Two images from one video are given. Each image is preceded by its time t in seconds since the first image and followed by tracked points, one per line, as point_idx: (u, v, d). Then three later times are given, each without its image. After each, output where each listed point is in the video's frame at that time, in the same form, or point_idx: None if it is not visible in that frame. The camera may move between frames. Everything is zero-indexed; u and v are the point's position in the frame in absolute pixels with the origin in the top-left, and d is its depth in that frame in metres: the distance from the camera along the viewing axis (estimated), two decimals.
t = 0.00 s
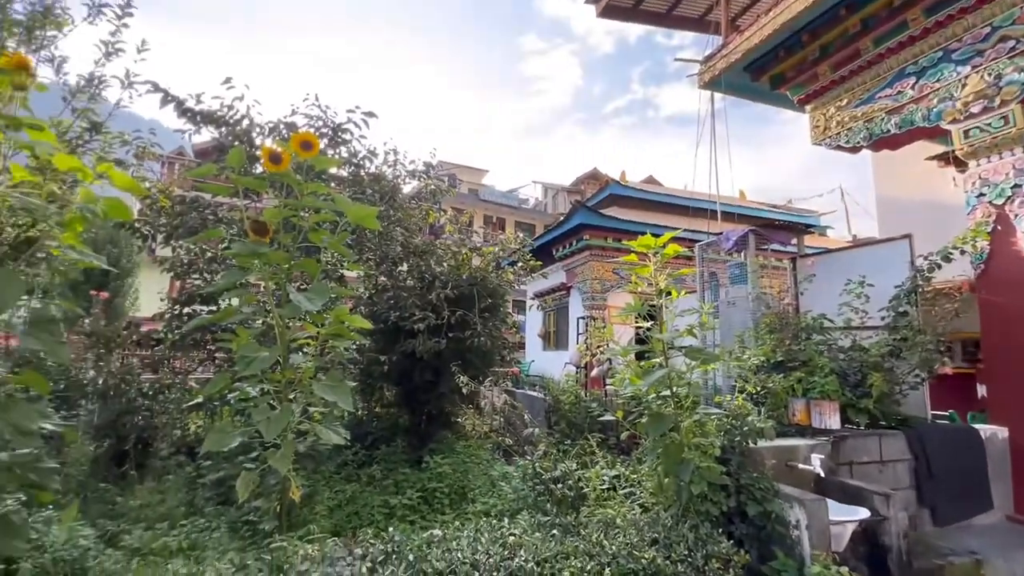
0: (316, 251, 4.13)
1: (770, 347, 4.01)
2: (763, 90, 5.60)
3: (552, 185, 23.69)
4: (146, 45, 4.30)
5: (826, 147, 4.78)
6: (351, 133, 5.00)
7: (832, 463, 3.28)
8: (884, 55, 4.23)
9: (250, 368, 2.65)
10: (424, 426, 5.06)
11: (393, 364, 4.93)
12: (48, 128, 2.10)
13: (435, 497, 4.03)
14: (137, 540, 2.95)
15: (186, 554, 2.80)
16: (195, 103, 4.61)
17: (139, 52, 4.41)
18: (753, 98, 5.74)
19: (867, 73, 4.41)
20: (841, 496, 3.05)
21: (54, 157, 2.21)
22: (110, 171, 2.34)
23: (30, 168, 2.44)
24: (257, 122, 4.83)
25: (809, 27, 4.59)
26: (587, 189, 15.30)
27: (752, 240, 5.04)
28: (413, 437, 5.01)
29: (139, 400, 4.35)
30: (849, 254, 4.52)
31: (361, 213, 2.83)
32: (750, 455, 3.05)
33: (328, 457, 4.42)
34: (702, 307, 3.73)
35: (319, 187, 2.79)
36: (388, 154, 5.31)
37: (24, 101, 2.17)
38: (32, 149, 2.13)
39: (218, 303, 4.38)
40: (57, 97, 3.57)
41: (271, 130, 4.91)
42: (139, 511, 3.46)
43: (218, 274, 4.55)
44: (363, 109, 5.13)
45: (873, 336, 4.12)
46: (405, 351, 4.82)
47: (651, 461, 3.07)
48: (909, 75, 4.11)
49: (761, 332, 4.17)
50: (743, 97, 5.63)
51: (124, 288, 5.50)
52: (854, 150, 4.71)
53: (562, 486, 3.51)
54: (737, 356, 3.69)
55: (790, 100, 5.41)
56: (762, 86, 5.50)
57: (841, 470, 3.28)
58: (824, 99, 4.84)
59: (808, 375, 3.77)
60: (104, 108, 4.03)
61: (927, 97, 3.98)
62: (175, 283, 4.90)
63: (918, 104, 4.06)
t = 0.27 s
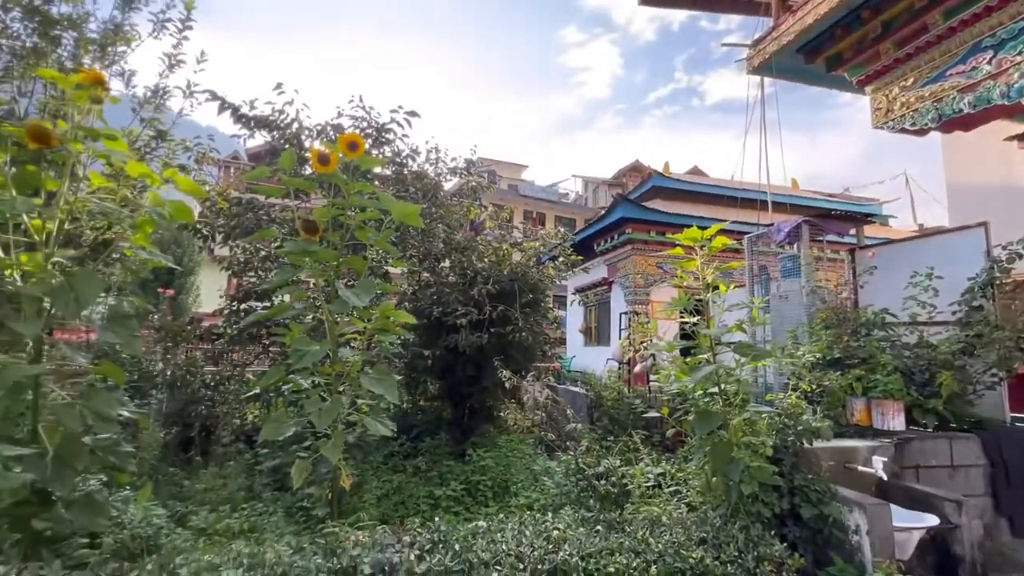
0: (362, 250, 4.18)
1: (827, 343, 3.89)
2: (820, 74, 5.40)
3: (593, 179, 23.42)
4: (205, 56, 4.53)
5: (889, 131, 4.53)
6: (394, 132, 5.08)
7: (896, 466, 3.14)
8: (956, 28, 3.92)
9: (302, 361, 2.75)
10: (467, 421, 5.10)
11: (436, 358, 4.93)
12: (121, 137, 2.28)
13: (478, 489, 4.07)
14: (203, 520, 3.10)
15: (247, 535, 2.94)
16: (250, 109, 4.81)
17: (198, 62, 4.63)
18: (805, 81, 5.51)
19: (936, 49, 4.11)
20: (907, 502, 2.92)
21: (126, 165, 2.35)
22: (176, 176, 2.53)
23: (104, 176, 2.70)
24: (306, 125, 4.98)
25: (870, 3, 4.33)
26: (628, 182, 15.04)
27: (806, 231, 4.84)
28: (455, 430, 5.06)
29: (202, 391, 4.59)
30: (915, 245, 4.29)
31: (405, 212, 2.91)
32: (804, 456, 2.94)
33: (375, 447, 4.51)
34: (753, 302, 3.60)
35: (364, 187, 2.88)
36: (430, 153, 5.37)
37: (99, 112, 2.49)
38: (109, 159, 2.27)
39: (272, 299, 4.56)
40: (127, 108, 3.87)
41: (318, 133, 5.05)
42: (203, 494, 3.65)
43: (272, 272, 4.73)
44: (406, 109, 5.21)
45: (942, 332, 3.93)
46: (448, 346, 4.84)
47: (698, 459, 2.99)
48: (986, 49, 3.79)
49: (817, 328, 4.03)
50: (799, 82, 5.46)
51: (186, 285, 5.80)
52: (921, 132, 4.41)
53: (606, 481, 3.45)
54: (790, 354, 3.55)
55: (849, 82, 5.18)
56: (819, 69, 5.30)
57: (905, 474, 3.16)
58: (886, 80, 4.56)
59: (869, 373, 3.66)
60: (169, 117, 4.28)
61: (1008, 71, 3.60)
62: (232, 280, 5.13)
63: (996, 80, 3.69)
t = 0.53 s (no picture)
0: (405, 246, 4.16)
1: (891, 340, 3.72)
2: (880, 52, 5.16)
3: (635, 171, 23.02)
4: (258, 63, 4.71)
5: (960, 111, 4.15)
6: (435, 131, 5.13)
7: (971, 470, 3.09)
8: None
9: (351, 355, 2.84)
10: (509, 415, 5.10)
11: (479, 354, 4.89)
12: (185, 145, 2.44)
13: (521, 483, 4.06)
14: (262, 506, 3.24)
15: (303, 521, 3.05)
16: (299, 113, 4.98)
17: (252, 70, 4.82)
18: (863, 60, 5.27)
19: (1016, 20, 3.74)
20: (981, 506, 2.87)
21: (189, 171, 2.50)
22: (233, 180, 2.68)
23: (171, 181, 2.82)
24: (352, 127, 5.09)
25: None
26: (671, 174, 14.71)
27: (866, 221, 4.65)
28: (499, 425, 5.04)
29: (259, 383, 4.79)
30: (990, 234, 4.04)
31: (446, 208, 3.06)
32: (867, 457, 2.82)
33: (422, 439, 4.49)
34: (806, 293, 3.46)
35: (409, 185, 2.99)
36: (471, 150, 5.40)
37: (166, 123, 2.71)
38: (173, 164, 2.43)
39: (322, 296, 4.70)
40: (188, 117, 4.19)
41: (363, 134, 5.15)
42: (261, 481, 3.81)
43: (321, 269, 4.87)
44: (447, 107, 5.24)
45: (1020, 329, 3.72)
46: (490, 342, 4.82)
47: (747, 458, 2.86)
48: None
49: (880, 323, 3.88)
50: (856, 62, 5.21)
51: (242, 283, 6.06)
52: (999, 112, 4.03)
53: (652, 479, 3.46)
54: (850, 348, 3.37)
55: (914, 61, 4.91)
56: (878, 47, 5.08)
57: (980, 479, 3.13)
58: (956, 56, 4.19)
59: (939, 371, 3.51)
60: (226, 123, 4.50)
61: None
62: (284, 278, 5.33)
63: None
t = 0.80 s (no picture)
0: (447, 244, 4.14)
1: (962, 336, 3.57)
2: (949, 24, 4.80)
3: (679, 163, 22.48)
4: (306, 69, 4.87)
5: None
6: (476, 128, 5.15)
7: None
8: None
9: (399, 350, 2.91)
10: (551, 411, 5.06)
11: (520, 350, 4.87)
12: (242, 149, 2.55)
13: (566, 478, 4.03)
14: (316, 493, 3.35)
15: (354, 509, 3.13)
16: (345, 116, 5.07)
17: (300, 76, 4.99)
18: (929, 35, 4.94)
19: None
20: None
21: (246, 175, 2.62)
22: (286, 183, 2.82)
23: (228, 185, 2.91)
24: (395, 127, 5.18)
25: None
26: (717, 165, 14.29)
27: (933, 208, 4.58)
28: (541, 420, 5.00)
29: (310, 377, 4.95)
30: None
31: (489, 205, 3.09)
32: (937, 459, 2.71)
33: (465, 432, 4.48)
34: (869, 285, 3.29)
35: (451, 183, 3.03)
36: (512, 146, 5.39)
37: (224, 130, 2.86)
38: (231, 170, 2.57)
39: (369, 292, 4.82)
40: (244, 125, 4.46)
41: (406, 134, 5.23)
42: (314, 470, 3.96)
43: (367, 266, 4.99)
44: (488, 104, 5.23)
45: None
46: (532, 337, 4.79)
47: (802, 458, 2.74)
48: None
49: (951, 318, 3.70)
50: (921, 39, 4.90)
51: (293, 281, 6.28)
52: None
53: (699, 478, 3.37)
54: (918, 344, 3.15)
55: (990, 32, 4.57)
56: (947, 20, 4.74)
57: None
58: None
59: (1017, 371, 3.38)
60: (277, 128, 4.68)
61: None
62: (332, 276, 5.48)
63: None
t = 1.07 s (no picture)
0: (489, 242, 4.19)
1: None
2: None
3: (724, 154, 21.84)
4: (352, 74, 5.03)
5: None
6: (517, 126, 5.18)
7: None
8: None
9: (444, 347, 2.98)
10: (595, 408, 5.03)
11: (564, 347, 4.86)
12: (295, 154, 2.70)
13: (610, 477, 4.00)
14: (367, 485, 3.46)
15: (403, 501, 3.22)
16: (389, 119, 5.19)
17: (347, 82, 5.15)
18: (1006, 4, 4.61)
19: None
20: None
21: (298, 180, 2.75)
22: (335, 186, 2.94)
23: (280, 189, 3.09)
24: (437, 128, 5.27)
25: None
26: (766, 155, 13.80)
27: (1016, 192, 4.16)
28: (585, 418, 4.98)
29: (358, 373, 5.11)
30: None
31: (530, 203, 3.12)
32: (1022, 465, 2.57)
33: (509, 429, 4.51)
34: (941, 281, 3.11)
35: (494, 181, 3.08)
36: (553, 142, 5.39)
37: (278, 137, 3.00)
38: (286, 175, 2.69)
39: (413, 291, 4.94)
40: (295, 131, 4.64)
41: (448, 134, 5.32)
42: (364, 463, 4.09)
43: (411, 265, 5.12)
44: (528, 101, 5.25)
45: None
46: (575, 334, 4.78)
47: (866, 462, 2.65)
48: None
49: None
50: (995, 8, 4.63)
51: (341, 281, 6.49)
52: None
53: (751, 480, 3.30)
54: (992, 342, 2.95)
55: None
56: None
57: None
58: None
59: None
60: (325, 134, 4.88)
61: None
62: (377, 275, 5.64)
63: None
